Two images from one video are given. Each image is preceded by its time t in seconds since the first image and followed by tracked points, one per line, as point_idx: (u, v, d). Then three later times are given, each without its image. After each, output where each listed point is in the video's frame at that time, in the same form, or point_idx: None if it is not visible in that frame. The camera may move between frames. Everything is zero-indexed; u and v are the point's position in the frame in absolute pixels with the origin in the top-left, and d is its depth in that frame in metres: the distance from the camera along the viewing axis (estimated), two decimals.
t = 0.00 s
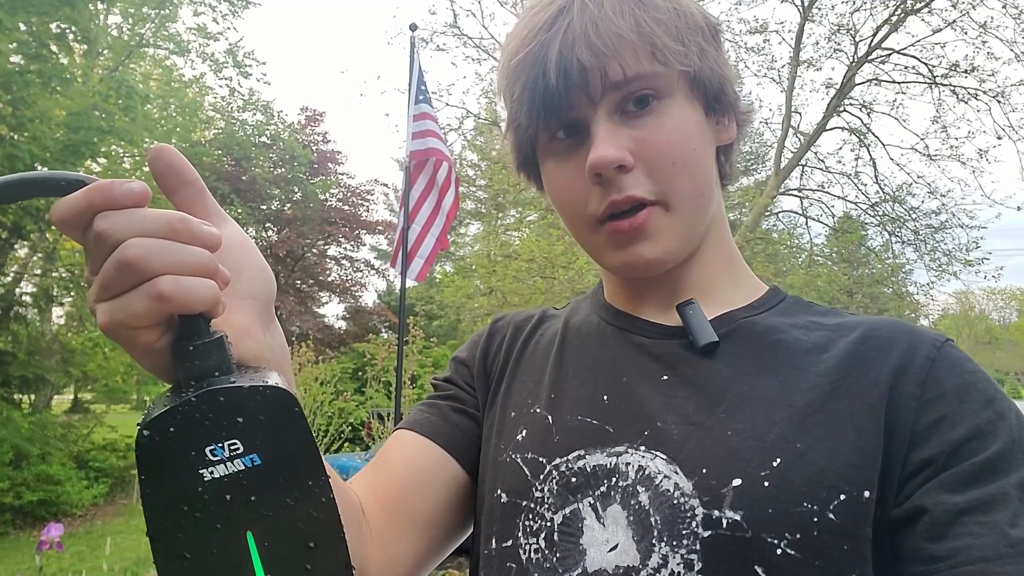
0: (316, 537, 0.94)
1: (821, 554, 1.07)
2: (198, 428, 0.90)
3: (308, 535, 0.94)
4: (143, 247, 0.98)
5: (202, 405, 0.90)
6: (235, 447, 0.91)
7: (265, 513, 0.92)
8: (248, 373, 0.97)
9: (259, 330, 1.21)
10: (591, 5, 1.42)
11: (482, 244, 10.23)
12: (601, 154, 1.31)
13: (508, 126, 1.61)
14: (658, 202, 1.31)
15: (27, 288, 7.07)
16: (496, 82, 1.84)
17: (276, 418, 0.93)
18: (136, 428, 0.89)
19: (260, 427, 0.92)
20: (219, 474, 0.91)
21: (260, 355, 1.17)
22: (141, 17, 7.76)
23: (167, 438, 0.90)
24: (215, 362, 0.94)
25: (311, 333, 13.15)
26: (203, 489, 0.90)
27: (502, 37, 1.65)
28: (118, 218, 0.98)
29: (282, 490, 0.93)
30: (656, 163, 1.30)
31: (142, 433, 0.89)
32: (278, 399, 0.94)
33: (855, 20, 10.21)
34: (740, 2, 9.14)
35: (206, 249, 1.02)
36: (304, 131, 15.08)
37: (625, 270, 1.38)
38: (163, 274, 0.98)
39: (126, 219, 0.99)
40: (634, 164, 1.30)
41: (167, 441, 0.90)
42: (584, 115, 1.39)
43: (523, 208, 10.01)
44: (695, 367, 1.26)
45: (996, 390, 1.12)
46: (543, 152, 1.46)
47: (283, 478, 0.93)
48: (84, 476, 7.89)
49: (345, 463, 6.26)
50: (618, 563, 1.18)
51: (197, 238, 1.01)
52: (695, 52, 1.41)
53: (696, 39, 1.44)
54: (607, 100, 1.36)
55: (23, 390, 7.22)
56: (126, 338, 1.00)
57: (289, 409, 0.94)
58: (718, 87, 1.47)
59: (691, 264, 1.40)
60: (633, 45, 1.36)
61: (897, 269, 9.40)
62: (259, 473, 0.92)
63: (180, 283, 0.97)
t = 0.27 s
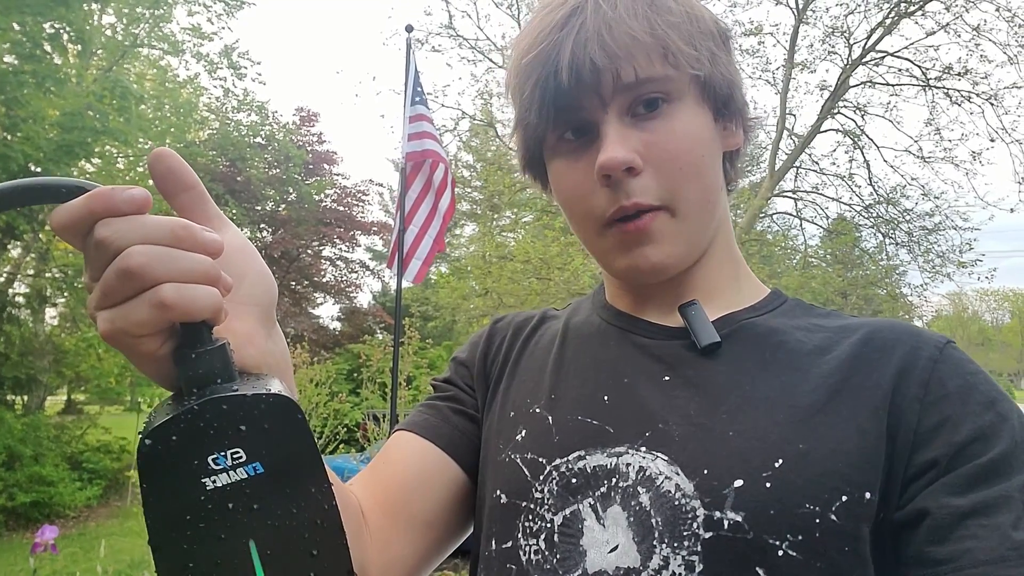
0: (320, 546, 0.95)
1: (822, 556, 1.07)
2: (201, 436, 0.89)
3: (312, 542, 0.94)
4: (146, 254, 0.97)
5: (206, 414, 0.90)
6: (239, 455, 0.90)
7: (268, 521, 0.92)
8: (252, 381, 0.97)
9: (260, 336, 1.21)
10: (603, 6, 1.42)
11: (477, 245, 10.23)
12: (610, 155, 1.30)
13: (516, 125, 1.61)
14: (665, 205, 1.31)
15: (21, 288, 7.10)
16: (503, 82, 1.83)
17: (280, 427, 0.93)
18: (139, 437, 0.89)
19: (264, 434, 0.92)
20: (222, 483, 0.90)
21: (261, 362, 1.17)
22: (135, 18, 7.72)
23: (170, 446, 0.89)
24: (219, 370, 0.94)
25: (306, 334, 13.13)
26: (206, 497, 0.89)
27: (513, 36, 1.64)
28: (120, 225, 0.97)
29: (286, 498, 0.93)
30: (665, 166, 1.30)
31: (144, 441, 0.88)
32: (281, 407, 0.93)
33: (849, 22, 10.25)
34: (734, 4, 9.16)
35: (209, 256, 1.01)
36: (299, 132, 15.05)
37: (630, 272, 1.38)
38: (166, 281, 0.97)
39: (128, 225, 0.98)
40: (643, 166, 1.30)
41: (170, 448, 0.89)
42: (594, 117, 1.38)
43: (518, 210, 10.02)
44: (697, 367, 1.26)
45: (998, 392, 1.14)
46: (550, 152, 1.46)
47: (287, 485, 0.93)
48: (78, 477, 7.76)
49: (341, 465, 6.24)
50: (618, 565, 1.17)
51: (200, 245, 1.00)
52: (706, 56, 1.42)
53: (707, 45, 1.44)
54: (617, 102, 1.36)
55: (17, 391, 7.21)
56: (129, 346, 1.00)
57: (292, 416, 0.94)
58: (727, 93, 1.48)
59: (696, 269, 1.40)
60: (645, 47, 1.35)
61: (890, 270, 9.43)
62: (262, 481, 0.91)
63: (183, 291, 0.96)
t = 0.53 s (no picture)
0: (310, 554, 0.94)
1: (815, 563, 1.07)
2: (190, 445, 0.88)
3: (302, 550, 0.94)
4: (135, 259, 0.96)
5: (194, 422, 0.89)
6: (227, 464, 0.90)
7: (257, 530, 0.91)
8: (240, 387, 0.96)
9: (251, 342, 1.20)
10: (588, 9, 1.42)
11: (474, 245, 10.22)
12: (595, 158, 1.30)
13: (505, 130, 1.60)
14: (653, 208, 1.31)
15: (17, 289, 7.08)
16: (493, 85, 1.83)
17: (269, 434, 0.91)
18: (126, 445, 0.88)
19: (253, 443, 0.91)
20: (211, 492, 0.89)
21: (252, 369, 1.16)
22: (131, 17, 7.67)
23: (157, 455, 0.88)
24: (208, 377, 0.93)
25: (303, 334, 13.12)
26: (194, 506, 0.89)
27: (501, 41, 1.64)
28: (107, 230, 0.96)
29: (276, 507, 0.92)
30: (651, 168, 1.30)
31: (132, 450, 0.87)
32: (269, 415, 0.92)
33: (845, 22, 10.26)
34: (731, 4, 9.15)
35: (198, 261, 1.00)
36: (296, 132, 15.03)
37: (619, 276, 1.38)
38: (154, 288, 0.96)
39: (116, 231, 0.97)
40: (629, 168, 1.30)
41: (157, 457, 0.88)
42: (581, 120, 1.38)
43: (515, 210, 10.02)
44: (691, 371, 1.26)
45: (993, 397, 1.13)
46: (539, 156, 1.45)
47: (276, 494, 0.92)
48: (74, 479, 7.71)
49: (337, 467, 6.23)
50: (611, 572, 1.17)
51: (189, 250, 0.99)
52: (692, 57, 1.41)
53: (694, 46, 1.43)
54: (603, 105, 1.35)
55: (12, 393, 7.24)
56: (117, 353, 0.99)
57: (282, 423, 0.93)
58: (715, 94, 1.47)
59: (687, 270, 1.39)
60: (630, 49, 1.35)
61: (887, 271, 9.45)
62: (251, 489, 0.91)
63: (171, 298, 0.96)
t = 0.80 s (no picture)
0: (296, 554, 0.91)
1: (809, 558, 1.07)
2: (173, 446, 0.86)
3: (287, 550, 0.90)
4: (116, 259, 0.95)
5: (175, 423, 0.86)
6: (209, 463, 0.88)
7: (241, 531, 0.89)
8: (226, 387, 0.94)
9: (236, 342, 1.19)
10: (584, 2, 1.42)
11: (472, 245, 10.21)
12: (591, 148, 1.30)
13: (501, 124, 1.60)
14: (650, 199, 1.31)
15: (13, 289, 7.07)
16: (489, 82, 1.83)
17: (252, 434, 0.89)
18: (108, 446, 0.86)
19: (237, 443, 0.89)
20: (193, 491, 0.87)
21: (238, 369, 1.16)
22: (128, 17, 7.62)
23: (139, 455, 0.86)
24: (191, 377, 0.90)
25: (301, 334, 13.12)
26: (177, 507, 0.87)
27: (497, 36, 1.64)
28: (89, 230, 0.95)
29: (260, 507, 0.90)
30: (647, 159, 1.30)
31: (112, 449, 0.85)
32: (252, 415, 0.89)
33: (843, 23, 10.27)
34: (729, 5, 9.16)
35: (181, 260, 0.99)
36: (293, 132, 15.02)
37: (614, 268, 1.38)
38: (136, 287, 0.95)
39: (99, 230, 0.96)
40: (625, 159, 1.30)
41: (140, 458, 0.86)
42: (576, 112, 1.38)
43: (513, 210, 10.03)
44: (685, 368, 1.26)
45: (987, 394, 1.14)
46: (535, 149, 1.46)
47: (260, 495, 0.90)
48: (71, 479, 7.65)
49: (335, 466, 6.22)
50: (605, 568, 1.17)
51: (173, 249, 0.98)
52: (687, 51, 1.41)
53: (688, 39, 1.44)
54: (599, 97, 1.35)
55: (9, 393, 7.27)
56: (101, 353, 0.98)
57: (265, 423, 0.90)
58: (710, 88, 1.47)
59: (682, 263, 1.40)
60: (625, 42, 1.35)
61: (884, 271, 9.46)
62: (234, 490, 0.88)
63: (154, 297, 0.94)
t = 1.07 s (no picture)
0: (224, 485, 0.93)
1: (805, 552, 1.05)
2: (97, 372, 0.91)
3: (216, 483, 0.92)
4: (42, 196, 0.97)
5: (97, 351, 0.91)
6: (133, 390, 0.91)
7: (166, 458, 0.92)
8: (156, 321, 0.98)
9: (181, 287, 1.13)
10: None
11: (464, 245, 10.17)
12: (585, 141, 1.28)
13: (494, 116, 1.58)
14: (644, 193, 1.29)
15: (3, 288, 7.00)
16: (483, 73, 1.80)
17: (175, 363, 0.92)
18: (39, 372, 0.91)
19: (161, 371, 0.92)
20: (118, 418, 0.91)
21: (177, 311, 1.10)
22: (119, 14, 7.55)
23: (66, 381, 0.91)
24: (119, 306, 0.95)
25: (293, 334, 13.06)
26: (103, 433, 0.91)
27: (491, 26, 1.61)
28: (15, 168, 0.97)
29: (186, 436, 0.92)
30: (642, 152, 1.28)
31: (41, 376, 0.91)
32: (175, 345, 0.92)
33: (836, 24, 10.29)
34: (722, 5, 9.16)
35: (111, 198, 1.01)
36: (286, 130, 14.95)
37: (607, 263, 1.35)
38: (63, 222, 0.97)
39: (26, 169, 0.98)
40: (620, 152, 1.28)
41: (67, 384, 0.91)
42: (570, 103, 1.35)
43: (506, 209, 10.02)
44: (680, 360, 1.24)
45: (986, 387, 1.12)
46: (527, 142, 1.43)
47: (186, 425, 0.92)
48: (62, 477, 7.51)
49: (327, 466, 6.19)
50: (597, 563, 1.14)
51: (100, 187, 1.00)
52: (683, 42, 1.39)
53: (684, 30, 1.42)
54: (593, 88, 1.33)
55: None
56: (33, 289, 1.00)
57: (191, 354, 0.93)
58: (705, 80, 1.45)
59: (677, 259, 1.37)
60: (620, 32, 1.33)
61: (876, 271, 9.50)
62: (159, 417, 0.92)
63: (79, 232, 0.97)
